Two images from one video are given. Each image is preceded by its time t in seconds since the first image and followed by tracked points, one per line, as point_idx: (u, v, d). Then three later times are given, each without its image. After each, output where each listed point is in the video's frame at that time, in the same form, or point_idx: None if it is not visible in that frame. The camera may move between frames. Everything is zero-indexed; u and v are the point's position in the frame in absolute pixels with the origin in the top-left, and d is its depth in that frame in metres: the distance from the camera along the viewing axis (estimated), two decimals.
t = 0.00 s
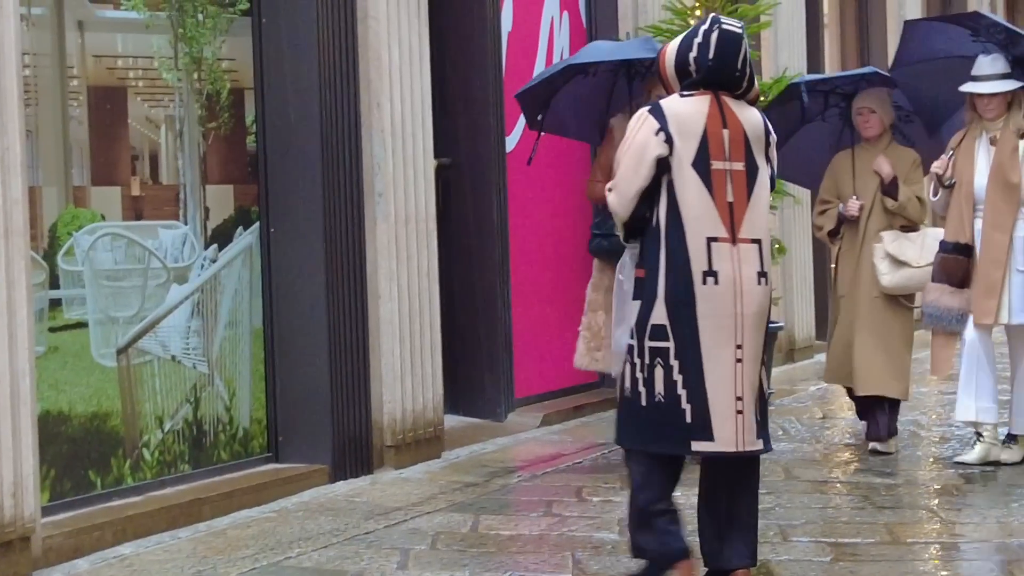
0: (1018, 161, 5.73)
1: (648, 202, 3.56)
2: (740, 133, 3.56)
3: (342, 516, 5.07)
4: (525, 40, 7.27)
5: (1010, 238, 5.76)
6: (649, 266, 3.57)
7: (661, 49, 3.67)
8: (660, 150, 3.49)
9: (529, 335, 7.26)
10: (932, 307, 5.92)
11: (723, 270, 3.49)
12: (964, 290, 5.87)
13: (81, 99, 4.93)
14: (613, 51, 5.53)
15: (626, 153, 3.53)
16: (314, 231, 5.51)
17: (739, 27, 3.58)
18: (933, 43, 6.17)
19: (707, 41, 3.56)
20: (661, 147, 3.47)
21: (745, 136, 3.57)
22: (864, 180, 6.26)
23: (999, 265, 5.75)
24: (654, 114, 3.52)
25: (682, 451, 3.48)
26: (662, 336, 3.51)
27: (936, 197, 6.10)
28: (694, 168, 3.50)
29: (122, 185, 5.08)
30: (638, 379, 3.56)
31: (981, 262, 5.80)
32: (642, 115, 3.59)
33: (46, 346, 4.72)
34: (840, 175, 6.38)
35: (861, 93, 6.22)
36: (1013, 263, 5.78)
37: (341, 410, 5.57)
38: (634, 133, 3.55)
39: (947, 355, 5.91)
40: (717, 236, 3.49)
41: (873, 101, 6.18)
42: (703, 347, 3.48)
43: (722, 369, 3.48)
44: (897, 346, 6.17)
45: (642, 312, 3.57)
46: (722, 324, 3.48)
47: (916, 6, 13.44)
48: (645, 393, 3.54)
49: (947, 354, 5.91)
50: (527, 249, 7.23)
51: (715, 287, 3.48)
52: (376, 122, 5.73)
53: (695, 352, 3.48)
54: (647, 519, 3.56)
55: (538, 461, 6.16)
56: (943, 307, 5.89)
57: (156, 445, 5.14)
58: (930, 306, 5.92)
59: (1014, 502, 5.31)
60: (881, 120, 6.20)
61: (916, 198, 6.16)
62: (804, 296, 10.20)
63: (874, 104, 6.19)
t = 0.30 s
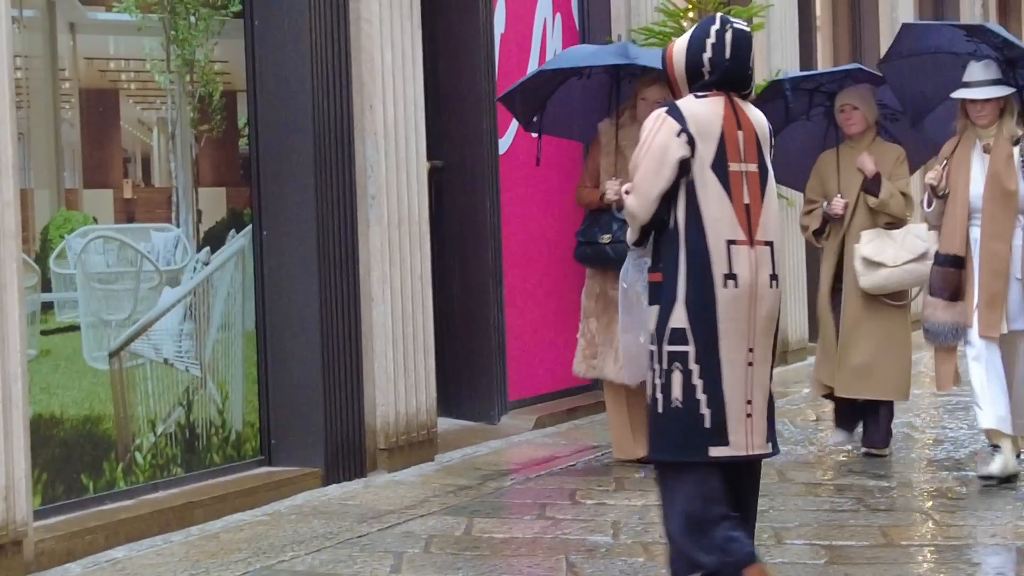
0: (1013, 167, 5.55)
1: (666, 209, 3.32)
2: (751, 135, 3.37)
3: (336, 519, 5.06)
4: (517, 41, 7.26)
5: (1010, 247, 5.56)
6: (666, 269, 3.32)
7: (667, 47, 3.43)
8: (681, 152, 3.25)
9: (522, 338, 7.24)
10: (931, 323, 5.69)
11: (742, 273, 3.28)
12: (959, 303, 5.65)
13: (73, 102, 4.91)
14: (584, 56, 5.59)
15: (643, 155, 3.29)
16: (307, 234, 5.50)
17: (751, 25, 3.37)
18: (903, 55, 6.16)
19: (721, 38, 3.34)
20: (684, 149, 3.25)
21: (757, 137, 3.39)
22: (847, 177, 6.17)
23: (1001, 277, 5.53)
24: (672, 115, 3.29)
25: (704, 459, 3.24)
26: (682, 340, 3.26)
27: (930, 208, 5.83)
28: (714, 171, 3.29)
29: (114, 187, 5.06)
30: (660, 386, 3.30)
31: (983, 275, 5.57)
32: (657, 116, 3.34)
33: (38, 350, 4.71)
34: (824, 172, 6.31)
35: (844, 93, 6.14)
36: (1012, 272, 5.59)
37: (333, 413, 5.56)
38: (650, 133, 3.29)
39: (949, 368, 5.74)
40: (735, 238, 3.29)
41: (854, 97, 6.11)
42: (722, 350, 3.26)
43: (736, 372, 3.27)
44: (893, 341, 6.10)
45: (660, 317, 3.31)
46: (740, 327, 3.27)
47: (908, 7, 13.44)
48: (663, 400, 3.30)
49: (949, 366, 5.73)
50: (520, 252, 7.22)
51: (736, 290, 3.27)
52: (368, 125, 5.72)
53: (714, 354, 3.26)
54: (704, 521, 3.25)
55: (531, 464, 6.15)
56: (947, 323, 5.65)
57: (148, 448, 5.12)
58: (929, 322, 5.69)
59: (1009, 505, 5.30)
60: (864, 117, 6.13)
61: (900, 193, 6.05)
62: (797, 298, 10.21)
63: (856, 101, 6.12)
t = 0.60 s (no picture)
0: (1007, 165, 5.52)
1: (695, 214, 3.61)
2: (765, 139, 3.77)
3: (327, 522, 5.04)
4: (508, 41, 7.25)
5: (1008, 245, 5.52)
6: (698, 277, 3.66)
7: (682, 48, 3.77)
8: (717, 156, 3.58)
9: (515, 340, 7.23)
10: (936, 330, 5.66)
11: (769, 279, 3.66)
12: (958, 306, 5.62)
13: (63, 103, 4.89)
14: (560, 65, 5.55)
15: (674, 158, 3.59)
16: (298, 236, 5.49)
17: (757, 31, 3.83)
18: (884, 54, 6.11)
19: (741, 38, 3.75)
20: (720, 153, 3.58)
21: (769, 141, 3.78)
22: (830, 186, 6.13)
23: (1000, 274, 5.50)
24: (704, 119, 3.60)
25: (756, 463, 3.60)
26: (722, 348, 3.61)
27: (923, 212, 5.78)
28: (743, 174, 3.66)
29: (104, 189, 5.04)
30: (699, 393, 3.64)
31: (982, 274, 5.52)
32: (681, 121, 3.64)
33: (28, 353, 4.69)
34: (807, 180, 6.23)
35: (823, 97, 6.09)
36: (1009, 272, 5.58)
37: (325, 416, 5.55)
38: (682, 138, 3.59)
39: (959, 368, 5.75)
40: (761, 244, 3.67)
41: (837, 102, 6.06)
42: (753, 357, 3.65)
43: (763, 376, 3.66)
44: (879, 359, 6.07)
45: (695, 327, 3.66)
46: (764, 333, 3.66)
47: (899, 6, 13.43)
48: (706, 408, 3.62)
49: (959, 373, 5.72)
50: (512, 253, 7.21)
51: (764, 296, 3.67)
52: (360, 126, 5.71)
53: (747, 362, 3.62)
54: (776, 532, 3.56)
55: (523, 466, 6.13)
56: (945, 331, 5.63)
57: (140, 451, 5.10)
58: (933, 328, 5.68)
59: (1002, 506, 5.29)
60: (845, 121, 6.06)
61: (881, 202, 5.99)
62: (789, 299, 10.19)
63: (838, 106, 6.06)
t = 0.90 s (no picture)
0: (1006, 158, 5.41)
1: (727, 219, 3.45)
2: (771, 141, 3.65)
3: (319, 524, 5.03)
4: (500, 41, 7.24)
5: (1009, 240, 5.40)
6: (729, 283, 3.53)
7: (701, 45, 3.57)
8: (751, 158, 3.41)
9: (507, 341, 7.22)
10: (937, 330, 5.56)
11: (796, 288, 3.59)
12: (964, 303, 5.52)
13: (53, 104, 4.88)
14: (543, 59, 5.47)
15: (709, 159, 3.40)
16: (290, 237, 5.48)
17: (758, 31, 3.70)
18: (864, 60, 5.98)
19: (751, 39, 3.63)
20: (753, 155, 3.42)
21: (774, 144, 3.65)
22: (808, 189, 6.04)
23: (1000, 270, 5.37)
24: (734, 120, 3.43)
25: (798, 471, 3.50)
26: (764, 354, 3.49)
27: (920, 207, 5.63)
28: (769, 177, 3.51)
29: (94, 190, 5.02)
30: (735, 401, 3.51)
31: (981, 271, 5.40)
32: (708, 120, 3.45)
33: (18, 354, 4.68)
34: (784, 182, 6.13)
35: (800, 100, 6.01)
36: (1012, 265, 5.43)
37: (317, 417, 5.53)
38: (713, 140, 3.41)
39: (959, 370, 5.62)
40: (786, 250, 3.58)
41: (816, 104, 5.98)
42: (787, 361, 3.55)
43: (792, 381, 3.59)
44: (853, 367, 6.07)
45: (730, 332, 3.52)
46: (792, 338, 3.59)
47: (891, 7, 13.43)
48: (745, 416, 3.50)
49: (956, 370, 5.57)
50: (505, 255, 7.20)
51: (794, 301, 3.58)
52: (352, 127, 5.70)
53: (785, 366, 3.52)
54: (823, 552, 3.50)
55: (516, 467, 6.12)
56: (949, 327, 5.52)
57: (130, 452, 5.09)
58: (935, 326, 5.56)
59: (995, 507, 5.29)
60: (824, 126, 5.99)
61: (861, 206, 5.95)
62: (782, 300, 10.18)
63: (817, 108, 5.98)
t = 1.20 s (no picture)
0: (999, 163, 5.19)
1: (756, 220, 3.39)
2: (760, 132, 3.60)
3: (302, 527, 5.00)
4: (486, 43, 7.21)
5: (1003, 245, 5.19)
6: (759, 280, 3.45)
7: (716, 42, 3.45)
8: (781, 154, 3.38)
9: (492, 343, 7.19)
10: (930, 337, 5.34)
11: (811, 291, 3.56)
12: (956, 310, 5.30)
13: (35, 106, 4.85)
14: (523, 52, 5.38)
15: (752, 157, 3.33)
16: (273, 240, 5.45)
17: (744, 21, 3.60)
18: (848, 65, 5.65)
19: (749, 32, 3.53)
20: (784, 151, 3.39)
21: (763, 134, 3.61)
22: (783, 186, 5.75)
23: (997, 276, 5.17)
24: (762, 116, 3.39)
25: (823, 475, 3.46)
26: (797, 354, 3.44)
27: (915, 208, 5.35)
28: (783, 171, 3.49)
29: (76, 193, 4.99)
30: (766, 403, 3.45)
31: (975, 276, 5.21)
32: (736, 119, 3.39)
33: None
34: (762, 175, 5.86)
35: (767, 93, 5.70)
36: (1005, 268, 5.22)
37: (301, 420, 5.51)
38: (747, 136, 3.36)
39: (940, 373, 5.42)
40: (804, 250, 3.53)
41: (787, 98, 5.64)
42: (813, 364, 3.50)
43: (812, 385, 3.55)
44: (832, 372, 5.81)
45: (761, 332, 3.45)
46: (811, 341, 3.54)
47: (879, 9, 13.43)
48: (775, 419, 3.44)
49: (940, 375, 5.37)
50: (490, 257, 7.17)
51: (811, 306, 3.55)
52: (335, 129, 5.68)
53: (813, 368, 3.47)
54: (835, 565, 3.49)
55: (501, 470, 6.10)
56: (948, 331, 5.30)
57: (112, 457, 5.06)
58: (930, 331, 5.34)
59: (982, 509, 5.27)
60: (795, 119, 5.64)
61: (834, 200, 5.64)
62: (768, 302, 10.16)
63: (788, 101, 5.63)
